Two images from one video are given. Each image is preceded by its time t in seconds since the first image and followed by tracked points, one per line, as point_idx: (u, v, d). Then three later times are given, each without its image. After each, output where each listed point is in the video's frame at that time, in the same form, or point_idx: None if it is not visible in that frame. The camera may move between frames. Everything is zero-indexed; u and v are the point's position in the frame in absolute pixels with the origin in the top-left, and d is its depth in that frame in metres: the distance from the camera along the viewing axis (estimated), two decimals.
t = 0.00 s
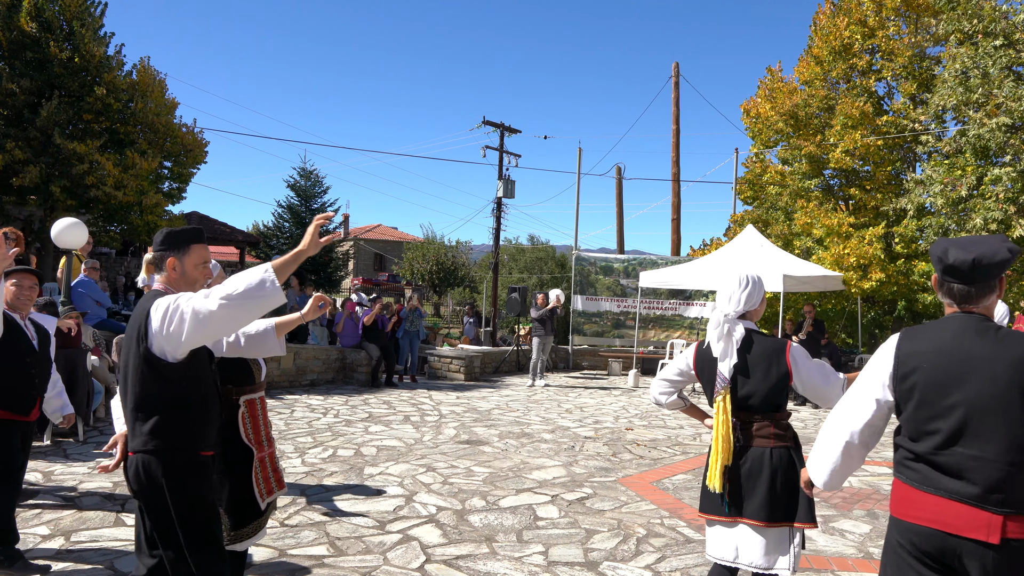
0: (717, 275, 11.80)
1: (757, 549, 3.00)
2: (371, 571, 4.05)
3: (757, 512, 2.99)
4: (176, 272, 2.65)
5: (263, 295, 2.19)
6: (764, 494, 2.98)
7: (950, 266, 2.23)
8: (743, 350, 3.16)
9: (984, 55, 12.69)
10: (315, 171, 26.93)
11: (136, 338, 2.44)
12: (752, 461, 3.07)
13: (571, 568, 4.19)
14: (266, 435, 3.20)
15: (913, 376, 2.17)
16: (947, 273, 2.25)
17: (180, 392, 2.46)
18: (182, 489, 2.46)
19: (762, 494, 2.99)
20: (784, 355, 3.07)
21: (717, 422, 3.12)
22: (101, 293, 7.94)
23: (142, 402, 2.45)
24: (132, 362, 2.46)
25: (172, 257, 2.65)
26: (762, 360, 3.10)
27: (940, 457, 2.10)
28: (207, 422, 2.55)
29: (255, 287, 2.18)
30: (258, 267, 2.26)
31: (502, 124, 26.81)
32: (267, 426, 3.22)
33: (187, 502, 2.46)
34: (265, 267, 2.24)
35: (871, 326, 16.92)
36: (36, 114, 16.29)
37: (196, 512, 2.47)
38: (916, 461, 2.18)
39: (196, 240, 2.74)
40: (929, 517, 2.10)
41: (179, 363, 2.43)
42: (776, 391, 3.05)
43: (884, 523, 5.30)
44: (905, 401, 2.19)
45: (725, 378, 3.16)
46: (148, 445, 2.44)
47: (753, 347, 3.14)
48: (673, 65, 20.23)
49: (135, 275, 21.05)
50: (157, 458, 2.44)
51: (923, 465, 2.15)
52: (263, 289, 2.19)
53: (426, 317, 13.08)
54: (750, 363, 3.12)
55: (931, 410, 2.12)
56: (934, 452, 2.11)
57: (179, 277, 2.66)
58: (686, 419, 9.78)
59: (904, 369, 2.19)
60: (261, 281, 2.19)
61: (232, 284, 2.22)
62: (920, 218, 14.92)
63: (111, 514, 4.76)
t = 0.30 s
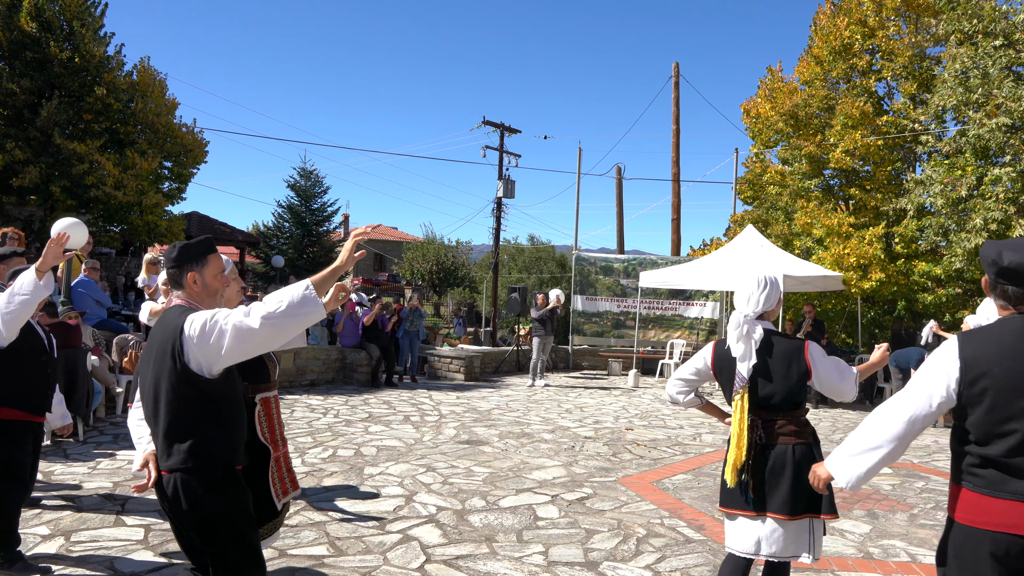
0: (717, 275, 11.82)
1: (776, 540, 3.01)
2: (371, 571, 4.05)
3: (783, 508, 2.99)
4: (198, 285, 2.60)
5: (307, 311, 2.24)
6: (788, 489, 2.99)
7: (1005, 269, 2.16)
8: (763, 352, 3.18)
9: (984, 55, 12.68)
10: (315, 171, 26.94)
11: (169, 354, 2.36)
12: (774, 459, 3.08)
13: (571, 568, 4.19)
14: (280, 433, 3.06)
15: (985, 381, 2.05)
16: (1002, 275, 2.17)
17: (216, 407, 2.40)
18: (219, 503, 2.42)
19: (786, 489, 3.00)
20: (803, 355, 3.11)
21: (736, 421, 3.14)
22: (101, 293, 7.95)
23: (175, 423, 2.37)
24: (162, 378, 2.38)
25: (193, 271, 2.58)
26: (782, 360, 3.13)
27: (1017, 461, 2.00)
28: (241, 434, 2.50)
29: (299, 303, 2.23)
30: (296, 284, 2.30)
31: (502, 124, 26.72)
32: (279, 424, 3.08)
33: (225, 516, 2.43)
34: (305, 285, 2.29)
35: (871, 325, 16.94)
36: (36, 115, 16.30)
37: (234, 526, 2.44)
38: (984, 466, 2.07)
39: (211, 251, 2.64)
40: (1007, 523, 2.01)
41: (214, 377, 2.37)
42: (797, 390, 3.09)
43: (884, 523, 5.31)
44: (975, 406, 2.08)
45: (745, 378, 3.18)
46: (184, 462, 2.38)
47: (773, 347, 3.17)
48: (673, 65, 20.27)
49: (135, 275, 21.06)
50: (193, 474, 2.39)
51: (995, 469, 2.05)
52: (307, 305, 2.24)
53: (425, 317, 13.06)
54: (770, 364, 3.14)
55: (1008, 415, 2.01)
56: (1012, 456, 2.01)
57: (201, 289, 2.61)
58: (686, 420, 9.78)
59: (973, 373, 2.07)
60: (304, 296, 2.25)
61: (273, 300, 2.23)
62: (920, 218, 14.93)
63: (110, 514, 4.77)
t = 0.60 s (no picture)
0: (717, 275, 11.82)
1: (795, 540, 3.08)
2: (371, 571, 4.05)
3: (795, 507, 3.06)
4: (201, 266, 2.60)
5: (296, 287, 2.20)
6: (800, 488, 3.07)
7: None
8: (778, 357, 3.21)
9: (984, 55, 12.68)
10: (315, 171, 26.94)
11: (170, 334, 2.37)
12: (785, 458, 3.14)
13: (571, 568, 4.19)
14: (285, 447, 3.06)
15: (1019, 377, 2.07)
16: None
17: (218, 390, 2.41)
18: (218, 486, 2.43)
19: (800, 488, 3.07)
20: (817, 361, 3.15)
21: (751, 425, 3.20)
22: (100, 293, 7.95)
23: (174, 403, 2.38)
24: (163, 360, 2.38)
25: (197, 252, 2.58)
26: (797, 364, 3.17)
27: None
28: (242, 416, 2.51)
29: (288, 279, 2.19)
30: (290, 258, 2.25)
31: (502, 124, 26.66)
32: (287, 437, 3.08)
33: (224, 498, 2.44)
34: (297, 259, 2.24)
35: (871, 325, 16.95)
36: (36, 115, 16.31)
37: (231, 511, 2.46)
38: (1008, 463, 2.10)
39: (212, 231, 2.62)
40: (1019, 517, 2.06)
41: (216, 361, 2.38)
42: (809, 395, 3.14)
43: (884, 523, 5.31)
44: (1006, 403, 2.09)
45: (760, 381, 3.22)
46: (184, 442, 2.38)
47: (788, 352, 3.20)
48: (673, 65, 20.29)
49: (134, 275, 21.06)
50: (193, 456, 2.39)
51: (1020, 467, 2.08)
52: (296, 281, 2.19)
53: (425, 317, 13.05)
54: (785, 368, 3.18)
55: None
56: None
57: (204, 271, 2.61)
58: (687, 420, 9.78)
59: (1007, 369, 2.08)
60: (293, 272, 2.19)
61: (263, 276, 2.20)
62: (920, 218, 14.92)
63: (110, 513, 4.77)
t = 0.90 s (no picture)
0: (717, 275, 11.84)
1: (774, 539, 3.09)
2: (371, 571, 4.05)
3: (774, 501, 3.09)
4: (192, 280, 2.59)
5: (267, 317, 2.22)
6: (783, 484, 3.09)
7: None
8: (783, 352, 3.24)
9: (984, 55, 12.68)
10: (315, 171, 26.94)
11: (144, 349, 2.37)
12: (775, 452, 3.17)
13: (571, 569, 4.19)
14: (286, 443, 3.16)
15: (1008, 375, 2.16)
16: None
17: (188, 406, 2.38)
18: (186, 506, 2.36)
19: (782, 483, 3.10)
20: (822, 359, 3.16)
21: (752, 419, 3.22)
22: (100, 293, 7.96)
23: (146, 415, 2.37)
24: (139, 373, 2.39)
25: (188, 265, 2.57)
26: (800, 361, 3.19)
27: None
28: (215, 433, 2.46)
29: (255, 309, 2.22)
30: (262, 285, 2.28)
31: (502, 124, 26.63)
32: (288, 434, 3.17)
33: (193, 519, 2.37)
34: (271, 286, 2.27)
35: (871, 325, 16.95)
36: (36, 115, 16.31)
37: (201, 531, 2.38)
38: (995, 459, 2.18)
39: (208, 245, 2.60)
40: (1006, 515, 2.11)
41: (185, 377, 2.35)
42: (811, 393, 3.14)
43: (884, 523, 5.31)
44: (995, 399, 2.18)
45: (764, 375, 3.24)
46: (153, 459, 2.35)
47: (793, 347, 3.23)
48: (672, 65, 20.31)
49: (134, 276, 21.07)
50: (164, 472, 2.35)
51: (1004, 464, 2.15)
52: (266, 310, 2.22)
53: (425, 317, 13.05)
54: (788, 364, 3.21)
55: None
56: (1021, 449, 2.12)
57: (196, 284, 2.60)
58: (686, 420, 9.78)
59: (999, 367, 2.18)
60: (259, 303, 2.22)
61: (235, 303, 2.22)
62: (920, 218, 14.91)
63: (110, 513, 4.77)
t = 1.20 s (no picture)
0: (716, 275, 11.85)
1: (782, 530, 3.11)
2: (371, 571, 4.05)
3: (788, 497, 3.09)
4: (205, 267, 2.59)
5: (261, 301, 2.13)
6: (795, 478, 3.09)
7: None
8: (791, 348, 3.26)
9: (984, 55, 12.67)
10: (315, 171, 26.93)
11: (158, 335, 2.37)
12: (785, 447, 3.17)
13: (571, 568, 4.19)
14: (292, 447, 3.10)
15: (1011, 363, 2.47)
16: None
17: (203, 394, 2.37)
18: (199, 494, 2.36)
19: (793, 479, 3.10)
20: (828, 356, 3.16)
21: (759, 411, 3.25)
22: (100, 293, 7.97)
23: (162, 401, 2.38)
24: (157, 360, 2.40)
25: (201, 252, 2.56)
26: (808, 358, 3.19)
27: None
28: (231, 423, 2.46)
29: (250, 295, 2.13)
30: (262, 268, 2.19)
31: (501, 124, 26.59)
32: (294, 437, 3.11)
33: (206, 508, 2.37)
34: (268, 270, 2.15)
35: (871, 325, 16.95)
36: (36, 115, 16.33)
37: (211, 523, 2.37)
38: (1007, 445, 2.44)
39: (228, 233, 2.58)
40: (1016, 498, 2.37)
41: (201, 365, 2.35)
42: (817, 389, 3.14)
43: (884, 523, 5.31)
44: (1002, 387, 2.49)
45: (773, 370, 3.28)
46: (169, 446, 2.36)
47: (803, 343, 3.24)
48: (673, 65, 20.34)
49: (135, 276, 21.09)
50: (179, 460, 2.35)
51: (1014, 450, 2.41)
52: (260, 296, 2.13)
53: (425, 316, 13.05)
54: (796, 360, 3.23)
55: None
56: None
57: (208, 273, 2.59)
58: (686, 420, 9.79)
59: (1003, 358, 2.50)
60: (254, 287, 2.12)
61: (233, 287, 2.17)
62: (920, 218, 14.90)
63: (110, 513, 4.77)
